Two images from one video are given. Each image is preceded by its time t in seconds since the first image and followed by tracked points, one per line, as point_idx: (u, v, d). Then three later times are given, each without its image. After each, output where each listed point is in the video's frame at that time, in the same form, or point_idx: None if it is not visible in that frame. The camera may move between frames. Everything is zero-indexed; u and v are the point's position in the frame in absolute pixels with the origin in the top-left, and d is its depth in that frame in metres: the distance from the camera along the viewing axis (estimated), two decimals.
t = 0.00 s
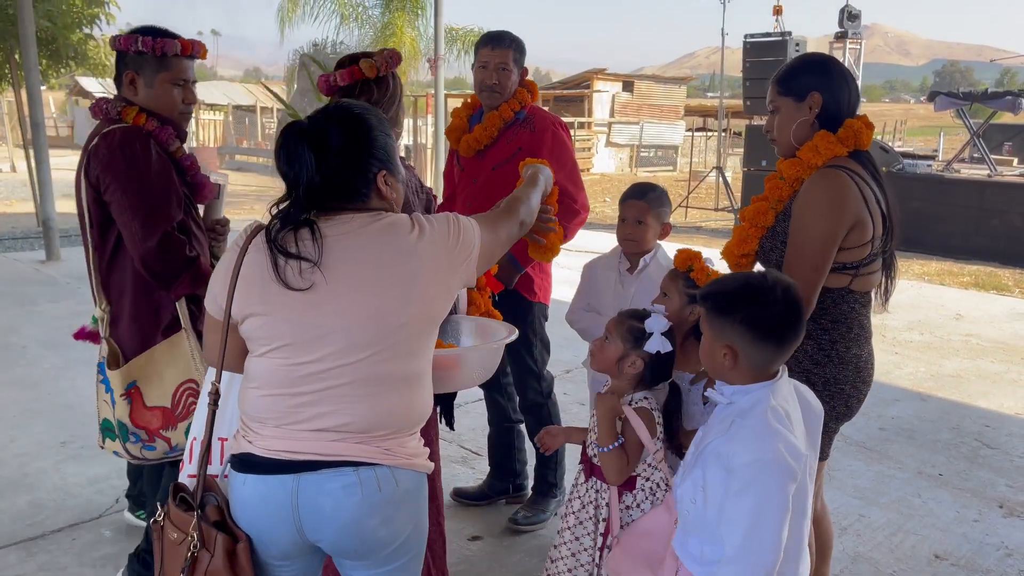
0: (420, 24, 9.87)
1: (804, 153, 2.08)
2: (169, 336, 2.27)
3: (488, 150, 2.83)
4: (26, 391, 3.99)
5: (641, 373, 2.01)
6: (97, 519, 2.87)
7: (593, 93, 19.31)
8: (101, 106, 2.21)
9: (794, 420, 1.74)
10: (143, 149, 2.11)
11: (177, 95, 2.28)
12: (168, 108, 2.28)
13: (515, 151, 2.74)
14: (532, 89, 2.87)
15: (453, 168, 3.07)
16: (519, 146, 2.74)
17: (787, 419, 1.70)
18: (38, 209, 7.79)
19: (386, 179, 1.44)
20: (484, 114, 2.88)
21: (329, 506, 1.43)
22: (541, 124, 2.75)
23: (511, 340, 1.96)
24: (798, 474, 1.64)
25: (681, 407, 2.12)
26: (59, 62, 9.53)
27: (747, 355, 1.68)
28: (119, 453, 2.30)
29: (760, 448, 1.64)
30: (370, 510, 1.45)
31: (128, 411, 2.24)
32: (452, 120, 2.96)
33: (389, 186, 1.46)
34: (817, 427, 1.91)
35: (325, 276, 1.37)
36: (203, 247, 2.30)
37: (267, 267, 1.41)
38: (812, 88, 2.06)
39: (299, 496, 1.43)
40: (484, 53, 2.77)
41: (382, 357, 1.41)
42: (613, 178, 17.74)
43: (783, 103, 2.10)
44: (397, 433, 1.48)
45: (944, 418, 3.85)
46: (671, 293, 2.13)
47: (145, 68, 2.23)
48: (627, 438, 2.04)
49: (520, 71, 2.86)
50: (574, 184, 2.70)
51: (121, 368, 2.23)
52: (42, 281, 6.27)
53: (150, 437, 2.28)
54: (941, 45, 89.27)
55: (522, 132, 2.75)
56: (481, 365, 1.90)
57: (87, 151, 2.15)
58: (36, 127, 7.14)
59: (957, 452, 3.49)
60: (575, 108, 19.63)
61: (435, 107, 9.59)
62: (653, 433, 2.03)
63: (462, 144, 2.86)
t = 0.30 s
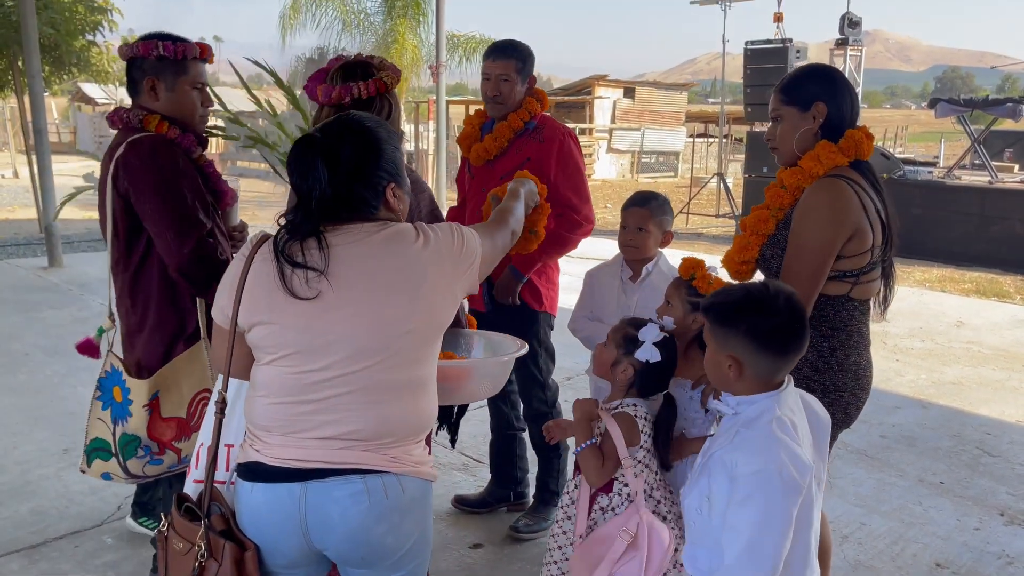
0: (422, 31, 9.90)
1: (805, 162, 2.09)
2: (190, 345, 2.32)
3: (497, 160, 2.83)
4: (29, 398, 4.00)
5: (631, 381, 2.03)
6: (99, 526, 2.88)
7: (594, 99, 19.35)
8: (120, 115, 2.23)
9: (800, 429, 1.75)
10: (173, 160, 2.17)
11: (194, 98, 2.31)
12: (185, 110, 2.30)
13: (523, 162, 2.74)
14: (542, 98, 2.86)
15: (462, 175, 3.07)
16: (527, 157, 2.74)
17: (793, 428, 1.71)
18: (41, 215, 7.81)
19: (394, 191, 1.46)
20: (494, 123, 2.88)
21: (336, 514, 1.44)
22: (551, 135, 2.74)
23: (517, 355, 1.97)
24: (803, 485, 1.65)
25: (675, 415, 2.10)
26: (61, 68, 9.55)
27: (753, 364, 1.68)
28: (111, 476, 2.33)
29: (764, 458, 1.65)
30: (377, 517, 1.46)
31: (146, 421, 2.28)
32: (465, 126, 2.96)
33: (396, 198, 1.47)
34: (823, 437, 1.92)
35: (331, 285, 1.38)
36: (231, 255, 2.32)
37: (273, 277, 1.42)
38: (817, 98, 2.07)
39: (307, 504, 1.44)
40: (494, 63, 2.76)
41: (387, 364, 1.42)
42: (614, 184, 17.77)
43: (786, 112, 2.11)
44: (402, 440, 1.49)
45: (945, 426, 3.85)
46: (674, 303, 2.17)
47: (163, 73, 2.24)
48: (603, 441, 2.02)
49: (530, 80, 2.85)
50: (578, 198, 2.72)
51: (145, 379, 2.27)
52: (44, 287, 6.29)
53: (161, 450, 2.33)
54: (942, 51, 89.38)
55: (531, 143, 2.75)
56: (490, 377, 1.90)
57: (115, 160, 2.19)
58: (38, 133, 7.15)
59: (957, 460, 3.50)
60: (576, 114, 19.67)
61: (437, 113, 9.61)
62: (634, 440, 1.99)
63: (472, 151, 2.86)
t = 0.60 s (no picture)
0: (424, 39, 9.93)
1: (807, 172, 2.09)
2: (207, 352, 2.36)
3: (506, 172, 2.85)
4: (32, 407, 4.01)
5: (614, 361, 2.16)
6: (102, 535, 2.88)
7: (596, 107, 19.39)
8: (119, 137, 2.27)
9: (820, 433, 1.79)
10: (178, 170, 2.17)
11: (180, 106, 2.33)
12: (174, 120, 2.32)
13: (530, 173, 2.75)
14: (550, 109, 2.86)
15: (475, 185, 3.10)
16: (534, 168, 2.75)
17: (814, 430, 1.76)
18: (44, 223, 7.83)
19: (412, 209, 1.48)
20: (503, 135, 2.90)
21: (351, 522, 1.44)
22: (558, 146, 2.74)
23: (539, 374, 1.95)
24: (821, 487, 1.71)
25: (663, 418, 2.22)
26: (64, 77, 9.57)
27: (778, 366, 1.73)
28: (146, 493, 2.41)
29: (781, 458, 1.71)
30: (392, 526, 1.47)
31: (172, 434, 2.36)
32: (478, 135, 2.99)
33: (414, 215, 1.49)
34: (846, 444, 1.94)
35: (348, 296, 1.38)
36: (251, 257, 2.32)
37: (289, 288, 1.42)
38: (825, 109, 2.08)
39: (322, 514, 1.44)
40: (500, 76, 2.77)
41: (402, 374, 1.43)
42: (616, 193, 17.80)
43: (793, 121, 2.12)
44: (416, 449, 1.50)
45: (947, 435, 3.85)
46: (668, 310, 2.18)
47: (142, 87, 2.29)
48: (575, 412, 2.15)
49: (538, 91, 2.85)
50: (581, 210, 2.74)
51: (164, 393, 2.33)
52: (48, 295, 6.30)
53: (190, 461, 2.41)
54: (944, 59, 89.52)
55: (538, 154, 2.76)
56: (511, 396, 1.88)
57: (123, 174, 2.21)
58: (42, 142, 7.18)
59: (960, 469, 3.49)
60: (577, 123, 19.72)
61: (439, 121, 9.63)
62: (604, 417, 2.14)
63: (483, 162, 2.89)
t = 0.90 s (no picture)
0: (427, 50, 9.98)
1: (805, 183, 2.09)
2: (225, 357, 2.32)
3: (510, 182, 2.86)
4: (35, 416, 4.01)
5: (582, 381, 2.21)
6: (104, 546, 2.88)
7: (598, 117, 19.45)
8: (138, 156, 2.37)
9: (838, 438, 1.80)
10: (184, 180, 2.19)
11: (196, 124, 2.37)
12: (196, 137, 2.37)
13: (533, 184, 2.77)
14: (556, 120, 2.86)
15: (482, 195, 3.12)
16: (537, 179, 2.76)
17: (832, 435, 1.78)
18: (48, 233, 7.85)
19: (420, 221, 1.49)
20: (508, 145, 2.91)
21: (366, 532, 1.45)
22: (561, 158, 2.75)
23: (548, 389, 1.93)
24: (834, 488, 1.73)
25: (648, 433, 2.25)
26: (69, 87, 9.61)
27: (800, 374, 1.74)
28: (173, 499, 2.31)
29: (796, 461, 1.74)
30: (405, 534, 1.48)
31: (193, 437, 2.28)
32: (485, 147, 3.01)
33: (421, 227, 1.50)
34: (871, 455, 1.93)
35: (361, 308, 1.39)
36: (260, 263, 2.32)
37: (300, 302, 1.42)
38: (822, 119, 2.09)
39: (336, 525, 1.44)
40: (503, 89, 2.79)
41: (414, 384, 1.43)
42: (618, 202, 17.82)
43: (790, 132, 2.13)
44: (426, 458, 1.50)
45: (951, 446, 3.84)
46: (663, 322, 2.19)
47: (162, 105, 2.32)
48: (551, 436, 2.18)
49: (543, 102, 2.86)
50: (585, 222, 2.73)
51: (183, 397, 2.27)
52: (52, 305, 6.32)
53: (213, 464, 2.32)
54: (945, 69, 89.68)
55: (541, 166, 2.77)
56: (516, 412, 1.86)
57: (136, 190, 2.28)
58: (46, 151, 7.21)
59: (963, 480, 3.49)
60: (579, 132, 19.78)
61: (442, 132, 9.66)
62: (575, 439, 2.21)
63: (487, 174, 2.92)
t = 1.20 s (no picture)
0: (430, 61, 10.03)
1: (810, 195, 2.09)
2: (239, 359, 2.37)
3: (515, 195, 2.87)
4: (38, 428, 4.01)
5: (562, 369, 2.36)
6: (104, 558, 2.87)
7: (600, 128, 19.50)
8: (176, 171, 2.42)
9: (846, 446, 1.78)
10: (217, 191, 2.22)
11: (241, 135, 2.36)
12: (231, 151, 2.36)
13: (538, 198, 2.77)
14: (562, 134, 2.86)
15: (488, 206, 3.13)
16: (541, 193, 2.76)
17: (841, 441, 1.76)
18: (52, 244, 7.87)
19: (414, 232, 1.47)
20: (514, 158, 2.92)
21: (353, 541, 1.44)
22: (566, 171, 2.74)
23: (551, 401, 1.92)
24: (838, 492, 1.71)
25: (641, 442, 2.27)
26: (74, 98, 9.65)
27: (818, 384, 1.74)
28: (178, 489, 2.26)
29: (800, 463, 1.72)
30: (393, 546, 1.46)
31: (191, 437, 2.18)
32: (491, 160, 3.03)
33: (415, 237, 1.48)
34: (881, 466, 1.91)
35: (347, 322, 1.39)
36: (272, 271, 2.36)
37: (289, 315, 1.44)
38: (820, 133, 2.10)
39: (325, 533, 1.44)
40: (508, 102, 2.80)
41: (405, 399, 1.41)
42: (621, 213, 17.84)
43: (791, 148, 2.13)
44: (420, 471, 1.48)
45: (955, 458, 3.83)
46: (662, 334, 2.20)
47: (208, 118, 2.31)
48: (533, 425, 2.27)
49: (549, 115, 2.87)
50: (589, 237, 2.71)
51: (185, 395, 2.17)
52: (55, 316, 6.33)
53: (211, 464, 2.22)
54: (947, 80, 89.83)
55: (546, 179, 2.77)
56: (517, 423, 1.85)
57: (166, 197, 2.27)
58: (50, 162, 7.23)
59: (967, 493, 3.47)
60: (582, 143, 19.82)
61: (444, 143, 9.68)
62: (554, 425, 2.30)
63: (493, 187, 2.93)
